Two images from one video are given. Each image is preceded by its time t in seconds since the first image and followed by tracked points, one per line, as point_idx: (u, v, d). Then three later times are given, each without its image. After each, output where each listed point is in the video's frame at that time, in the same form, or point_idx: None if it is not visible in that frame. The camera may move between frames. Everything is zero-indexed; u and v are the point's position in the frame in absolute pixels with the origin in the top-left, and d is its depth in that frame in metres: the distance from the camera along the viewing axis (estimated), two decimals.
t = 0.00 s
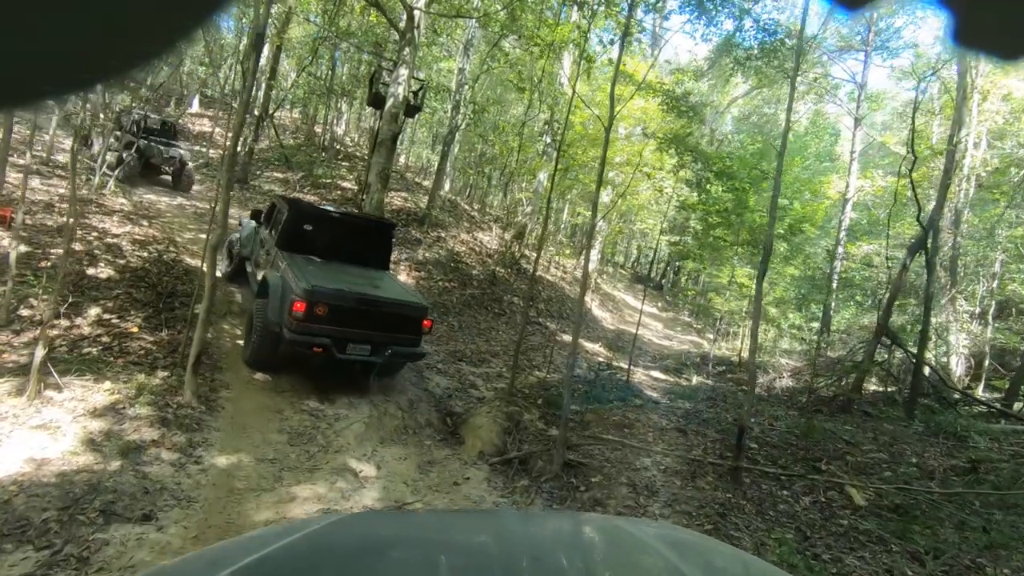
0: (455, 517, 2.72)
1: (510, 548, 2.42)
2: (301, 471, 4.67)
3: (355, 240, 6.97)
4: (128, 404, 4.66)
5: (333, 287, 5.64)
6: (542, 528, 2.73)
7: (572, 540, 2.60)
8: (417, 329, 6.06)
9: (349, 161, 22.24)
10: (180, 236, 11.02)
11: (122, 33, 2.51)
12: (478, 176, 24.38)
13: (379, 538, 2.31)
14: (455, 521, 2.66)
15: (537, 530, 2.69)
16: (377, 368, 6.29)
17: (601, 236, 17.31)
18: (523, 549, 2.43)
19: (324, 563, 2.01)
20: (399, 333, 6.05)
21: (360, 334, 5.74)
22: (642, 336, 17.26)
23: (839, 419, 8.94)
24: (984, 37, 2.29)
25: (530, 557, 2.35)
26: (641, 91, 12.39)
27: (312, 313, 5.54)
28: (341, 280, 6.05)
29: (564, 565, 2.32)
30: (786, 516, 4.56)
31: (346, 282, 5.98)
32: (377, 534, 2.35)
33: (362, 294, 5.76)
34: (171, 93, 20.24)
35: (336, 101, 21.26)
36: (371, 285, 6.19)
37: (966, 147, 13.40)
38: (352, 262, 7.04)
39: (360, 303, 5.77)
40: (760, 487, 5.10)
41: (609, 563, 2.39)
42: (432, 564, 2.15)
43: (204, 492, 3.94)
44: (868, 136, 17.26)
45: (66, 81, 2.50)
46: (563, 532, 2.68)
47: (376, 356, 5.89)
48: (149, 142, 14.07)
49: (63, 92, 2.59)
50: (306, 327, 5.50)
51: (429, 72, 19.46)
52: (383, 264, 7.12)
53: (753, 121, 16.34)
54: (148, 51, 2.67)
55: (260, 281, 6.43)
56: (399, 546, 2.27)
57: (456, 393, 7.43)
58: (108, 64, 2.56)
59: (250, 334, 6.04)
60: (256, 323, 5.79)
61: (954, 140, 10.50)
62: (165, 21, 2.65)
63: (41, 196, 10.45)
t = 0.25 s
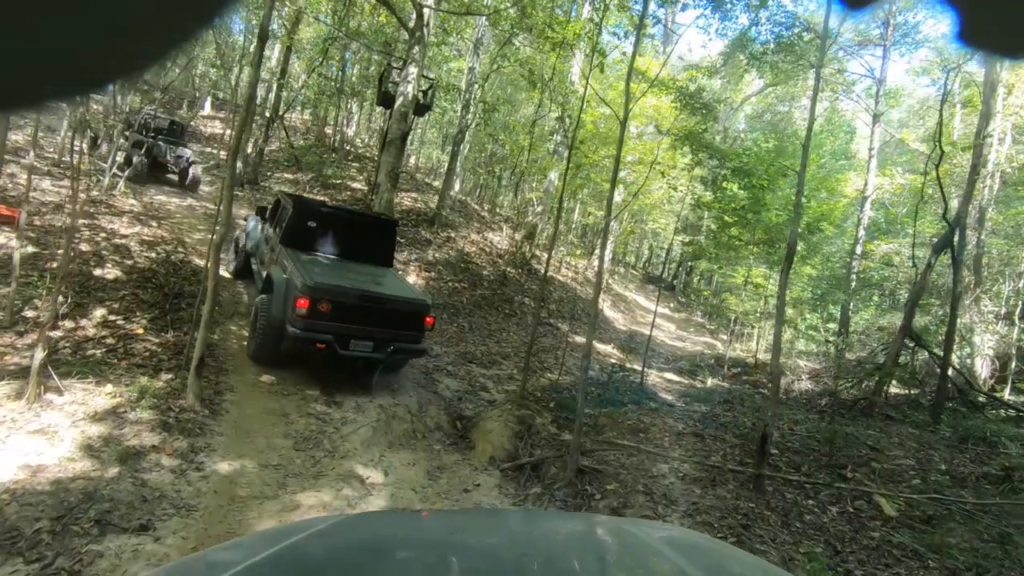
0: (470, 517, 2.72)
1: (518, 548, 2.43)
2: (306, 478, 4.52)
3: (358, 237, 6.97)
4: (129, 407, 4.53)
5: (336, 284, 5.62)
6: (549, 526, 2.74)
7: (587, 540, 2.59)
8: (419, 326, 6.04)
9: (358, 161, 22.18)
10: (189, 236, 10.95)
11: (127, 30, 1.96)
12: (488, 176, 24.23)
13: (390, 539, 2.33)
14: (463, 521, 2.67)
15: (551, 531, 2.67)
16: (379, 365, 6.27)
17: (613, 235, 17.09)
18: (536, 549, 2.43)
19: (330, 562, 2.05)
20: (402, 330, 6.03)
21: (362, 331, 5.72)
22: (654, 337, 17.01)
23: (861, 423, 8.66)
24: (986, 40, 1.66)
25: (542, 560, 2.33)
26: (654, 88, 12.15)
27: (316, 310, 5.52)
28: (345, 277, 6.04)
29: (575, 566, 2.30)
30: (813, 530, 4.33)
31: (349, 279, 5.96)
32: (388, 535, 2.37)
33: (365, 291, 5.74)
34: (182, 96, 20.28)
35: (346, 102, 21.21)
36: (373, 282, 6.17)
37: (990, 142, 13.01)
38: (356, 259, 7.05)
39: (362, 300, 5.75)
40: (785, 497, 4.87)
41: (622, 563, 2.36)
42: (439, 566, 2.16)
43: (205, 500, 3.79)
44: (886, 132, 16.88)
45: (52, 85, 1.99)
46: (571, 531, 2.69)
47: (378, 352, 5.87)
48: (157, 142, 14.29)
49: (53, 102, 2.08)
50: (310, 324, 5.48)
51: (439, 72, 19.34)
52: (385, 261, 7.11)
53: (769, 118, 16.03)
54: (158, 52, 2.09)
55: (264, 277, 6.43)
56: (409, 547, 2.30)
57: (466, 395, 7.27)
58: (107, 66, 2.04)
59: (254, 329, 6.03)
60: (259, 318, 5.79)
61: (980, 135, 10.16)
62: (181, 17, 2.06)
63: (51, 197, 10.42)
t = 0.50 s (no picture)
0: (481, 518, 2.73)
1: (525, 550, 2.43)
2: (310, 484, 4.38)
3: (362, 235, 6.98)
4: (129, 410, 4.41)
5: (340, 281, 5.62)
6: (555, 528, 2.73)
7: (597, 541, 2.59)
8: (423, 324, 6.04)
9: (367, 162, 22.11)
10: (197, 237, 10.89)
11: (123, 31, 2.18)
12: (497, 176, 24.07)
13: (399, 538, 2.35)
14: (470, 521, 2.67)
15: (562, 532, 2.68)
16: (383, 362, 6.28)
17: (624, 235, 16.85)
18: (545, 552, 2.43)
19: (337, 562, 2.05)
20: (405, 327, 6.03)
21: (366, 328, 5.72)
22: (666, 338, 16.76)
23: (882, 426, 8.39)
24: (992, 37, 1.71)
25: (551, 563, 2.33)
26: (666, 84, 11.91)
27: (320, 307, 5.52)
28: (349, 274, 6.04)
29: (585, 570, 2.30)
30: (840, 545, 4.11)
31: (353, 276, 5.96)
32: (399, 534, 2.39)
33: (369, 288, 5.74)
34: (192, 96, 20.32)
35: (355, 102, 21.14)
36: (377, 280, 6.17)
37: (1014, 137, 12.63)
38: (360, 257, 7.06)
39: (367, 297, 5.75)
40: (808, 506, 4.66)
41: (632, 567, 2.36)
42: (448, 567, 2.17)
43: (204, 507, 3.66)
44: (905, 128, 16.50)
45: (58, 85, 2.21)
46: (577, 532, 2.68)
47: (381, 350, 5.87)
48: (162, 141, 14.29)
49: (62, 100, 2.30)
50: (314, 321, 5.49)
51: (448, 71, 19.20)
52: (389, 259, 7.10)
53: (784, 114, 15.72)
54: (156, 52, 2.32)
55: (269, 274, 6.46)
56: (419, 547, 2.31)
57: (476, 398, 7.11)
58: (107, 66, 2.25)
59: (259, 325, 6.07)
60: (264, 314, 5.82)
61: (1005, 129, 9.83)
62: (174, 21, 2.29)
63: (60, 197, 10.40)
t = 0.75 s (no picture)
0: (488, 518, 2.67)
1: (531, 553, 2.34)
2: (313, 490, 4.24)
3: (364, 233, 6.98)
4: (128, 414, 4.30)
5: (342, 280, 5.62)
6: (562, 529, 2.64)
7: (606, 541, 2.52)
8: (425, 322, 6.01)
9: (375, 162, 22.06)
10: (204, 237, 10.83)
11: (134, 33, 2.83)
12: (506, 176, 23.93)
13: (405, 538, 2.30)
14: (474, 521, 2.59)
15: (570, 531, 2.61)
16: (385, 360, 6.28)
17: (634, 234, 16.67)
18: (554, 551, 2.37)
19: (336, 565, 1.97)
20: (407, 326, 6.01)
21: (367, 327, 5.72)
22: (676, 339, 16.55)
23: (903, 430, 8.14)
24: (995, 36, 2.43)
25: (561, 563, 2.27)
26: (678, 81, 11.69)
27: (322, 305, 5.53)
28: (351, 273, 6.04)
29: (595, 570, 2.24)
30: (867, 558, 3.91)
31: (354, 275, 5.96)
32: (404, 534, 2.33)
33: (370, 287, 5.73)
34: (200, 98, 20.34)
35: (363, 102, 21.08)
36: (380, 278, 6.16)
37: None
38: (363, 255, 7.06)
39: (368, 296, 5.75)
40: (831, 515, 4.47)
41: (643, 568, 2.29)
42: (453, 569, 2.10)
43: (203, 514, 3.52)
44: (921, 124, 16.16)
45: (84, 77, 2.78)
46: (585, 534, 2.60)
47: (383, 348, 5.87)
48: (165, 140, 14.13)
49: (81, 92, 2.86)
50: (316, 319, 5.50)
51: (455, 70, 19.08)
52: (393, 257, 7.09)
53: (796, 112, 15.45)
54: (158, 52, 2.96)
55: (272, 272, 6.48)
56: (422, 548, 2.23)
57: (484, 400, 6.96)
58: (125, 62, 2.86)
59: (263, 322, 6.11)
60: (267, 312, 5.85)
61: None
62: (174, 25, 2.95)
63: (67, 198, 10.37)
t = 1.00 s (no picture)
0: (491, 517, 2.60)
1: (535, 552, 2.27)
2: (315, 497, 4.11)
3: (365, 232, 7.02)
4: (126, 418, 4.18)
5: (343, 278, 5.66)
6: (565, 528, 2.58)
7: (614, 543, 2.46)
8: (425, 321, 6.05)
9: (382, 162, 21.98)
10: (210, 238, 10.75)
11: (136, 33, 2.61)
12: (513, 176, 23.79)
13: (408, 536, 2.22)
14: (474, 520, 2.52)
15: (575, 532, 2.55)
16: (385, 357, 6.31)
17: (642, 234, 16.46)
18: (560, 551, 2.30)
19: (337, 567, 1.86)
20: (406, 324, 6.05)
21: (367, 325, 5.76)
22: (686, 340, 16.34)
23: (922, 434, 7.92)
24: (996, 33, 2.54)
25: (568, 563, 2.20)
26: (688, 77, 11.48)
27: (323, 304, 5.58)
28: (352, 271, 6.08)
29: (604, 570, 2.17)
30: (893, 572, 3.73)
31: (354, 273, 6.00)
32: (407, 532, 2.26)
33: (370, 285, 5.77)
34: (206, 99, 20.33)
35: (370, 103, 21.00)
36: (380, 276, 6.20)
37: None
38: (363, 254, 7.11)
39: (369, 294, 5.79)
40: (854, 525, 4.30)
41: (652, 569, 2.23)
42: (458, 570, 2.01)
43: (200, 523, 3.40)
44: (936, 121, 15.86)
45: (85, 77, 2.61)
46: (588, 534, 2.53)
47: (383, 346, 5.91)
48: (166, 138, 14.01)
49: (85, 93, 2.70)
50: (316, 318, 5.54)
51: (462, 70, 18.94)
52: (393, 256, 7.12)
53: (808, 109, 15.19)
54: (159, 53, 2.74)
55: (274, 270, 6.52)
56: (425, 548, 2.14)
57: (491, 403, 6.82)
58: (125, 65, 2.66)
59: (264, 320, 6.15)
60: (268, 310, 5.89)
61: None
62: (176, 24, 2.74)
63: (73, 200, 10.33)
